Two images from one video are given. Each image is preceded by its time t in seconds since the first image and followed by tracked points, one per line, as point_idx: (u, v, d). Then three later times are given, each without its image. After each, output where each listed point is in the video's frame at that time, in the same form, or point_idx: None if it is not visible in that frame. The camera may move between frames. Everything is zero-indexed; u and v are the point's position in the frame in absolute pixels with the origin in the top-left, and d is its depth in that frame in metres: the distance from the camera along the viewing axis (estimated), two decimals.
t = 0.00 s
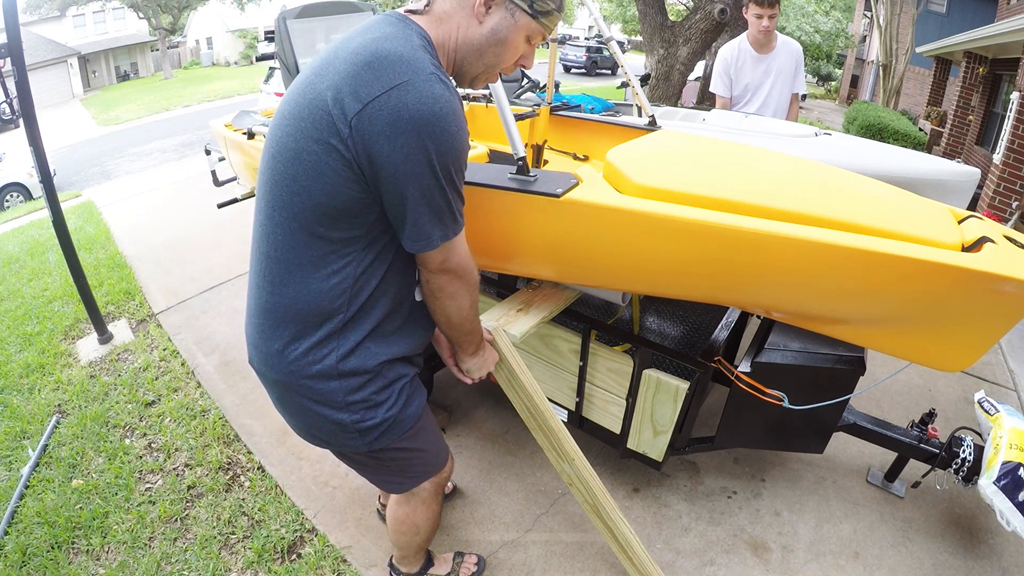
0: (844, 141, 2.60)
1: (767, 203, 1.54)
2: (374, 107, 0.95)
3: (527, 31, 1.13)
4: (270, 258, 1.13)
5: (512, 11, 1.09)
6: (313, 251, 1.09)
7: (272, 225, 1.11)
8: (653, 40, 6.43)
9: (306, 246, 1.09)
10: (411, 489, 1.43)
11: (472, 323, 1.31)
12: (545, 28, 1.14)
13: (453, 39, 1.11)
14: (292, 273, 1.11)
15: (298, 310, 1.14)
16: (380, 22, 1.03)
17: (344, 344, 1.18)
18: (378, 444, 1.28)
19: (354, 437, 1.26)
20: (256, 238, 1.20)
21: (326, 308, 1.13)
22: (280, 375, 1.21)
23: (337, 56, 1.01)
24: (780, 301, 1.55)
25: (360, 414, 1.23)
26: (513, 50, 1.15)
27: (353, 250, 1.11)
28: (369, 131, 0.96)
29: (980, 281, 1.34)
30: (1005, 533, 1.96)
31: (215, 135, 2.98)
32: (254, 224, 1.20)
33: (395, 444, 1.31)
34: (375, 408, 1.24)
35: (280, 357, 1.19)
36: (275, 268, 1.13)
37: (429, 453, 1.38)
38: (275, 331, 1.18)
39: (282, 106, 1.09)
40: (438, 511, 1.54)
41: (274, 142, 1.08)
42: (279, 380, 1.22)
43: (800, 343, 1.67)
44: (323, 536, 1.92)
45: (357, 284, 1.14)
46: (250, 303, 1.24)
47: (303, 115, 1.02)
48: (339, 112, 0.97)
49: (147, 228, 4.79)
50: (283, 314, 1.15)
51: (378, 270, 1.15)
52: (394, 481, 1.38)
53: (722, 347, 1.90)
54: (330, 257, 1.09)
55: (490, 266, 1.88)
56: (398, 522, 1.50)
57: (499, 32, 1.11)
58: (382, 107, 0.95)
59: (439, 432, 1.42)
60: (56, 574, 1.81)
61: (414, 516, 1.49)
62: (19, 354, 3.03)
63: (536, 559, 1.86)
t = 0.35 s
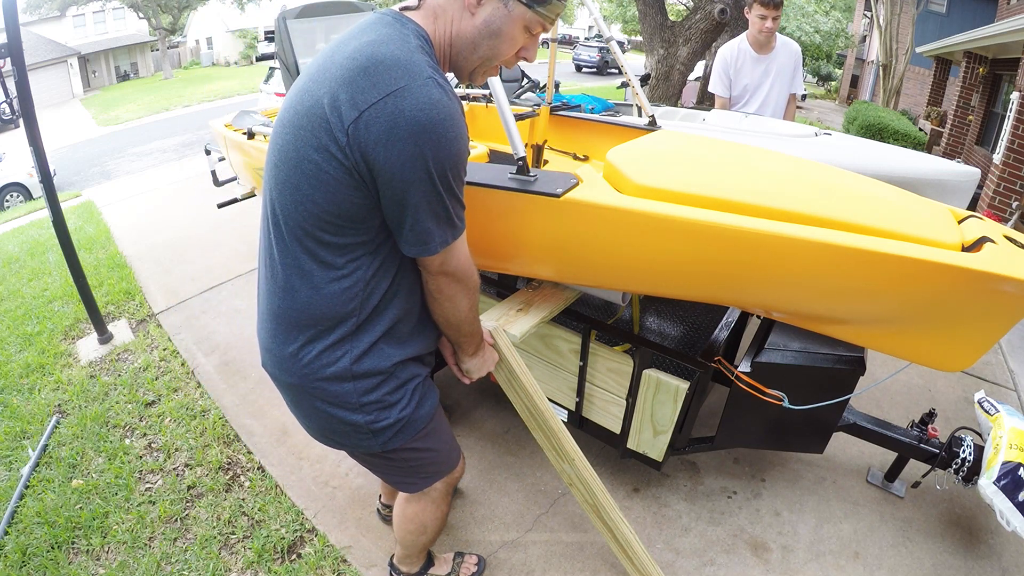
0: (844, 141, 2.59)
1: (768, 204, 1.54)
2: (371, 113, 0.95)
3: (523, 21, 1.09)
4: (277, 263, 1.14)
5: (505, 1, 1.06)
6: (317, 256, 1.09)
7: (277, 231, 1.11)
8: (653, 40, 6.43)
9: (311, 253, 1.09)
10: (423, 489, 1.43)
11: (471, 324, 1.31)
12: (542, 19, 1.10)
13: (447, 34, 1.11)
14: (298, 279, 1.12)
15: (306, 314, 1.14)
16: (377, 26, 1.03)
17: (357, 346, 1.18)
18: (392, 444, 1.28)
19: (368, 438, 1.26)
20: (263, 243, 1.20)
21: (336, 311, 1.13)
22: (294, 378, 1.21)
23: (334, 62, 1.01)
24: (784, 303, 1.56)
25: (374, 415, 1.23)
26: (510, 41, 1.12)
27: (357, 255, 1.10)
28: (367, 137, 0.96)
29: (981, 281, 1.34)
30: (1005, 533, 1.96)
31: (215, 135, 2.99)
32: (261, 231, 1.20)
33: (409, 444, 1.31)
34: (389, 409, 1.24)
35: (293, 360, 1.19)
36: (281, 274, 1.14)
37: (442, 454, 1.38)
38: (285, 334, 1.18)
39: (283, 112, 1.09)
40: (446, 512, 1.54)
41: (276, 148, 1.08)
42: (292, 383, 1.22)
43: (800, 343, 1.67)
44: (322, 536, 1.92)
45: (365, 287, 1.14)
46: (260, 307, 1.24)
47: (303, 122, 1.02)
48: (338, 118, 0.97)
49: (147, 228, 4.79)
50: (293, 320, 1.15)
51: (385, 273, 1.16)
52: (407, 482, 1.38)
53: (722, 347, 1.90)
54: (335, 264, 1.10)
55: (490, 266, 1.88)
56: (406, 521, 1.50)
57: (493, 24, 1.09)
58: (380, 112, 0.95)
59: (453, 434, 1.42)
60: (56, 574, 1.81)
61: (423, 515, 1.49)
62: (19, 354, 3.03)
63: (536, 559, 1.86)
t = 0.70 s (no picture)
0: (844, 142, 2.59)
1: (769, 204, 1.54)
2: (370, 115, 0.95)
3: (521, 18, 1.08)
4: (283, 266, 1.14)
5: None
6: (322, 258, 1.09)
7: (282, 233, 1.11)
8: (653, 40, 6.43)
9: (315, 255, 1.09)
10: (428, 489, 1.43)
11: (472, 323, 1.31)
12: (540, 17, 1.09)
13: (444, 30, 1.11)
14: (302, 281, 1.12)
15: (310, 315, 1.14)
16: (375, 27, 1.03)
17: (362, 346, 1.18)
18: (397, 444, 1.28)
19: (374, 438, 1.26)
20: (268, 246, 1.21)
21: (341, 313, 1.13)
22: (300, 378, 1.21)
23: (333, 64, 1.01)
24: (786, 304, 1.56)
25: (380, 415, 1.23)
26: (509, 39, 1.12)
27: (360, 256, 1.10)
28: (366, 140, 0.96)
29: (981, 280, 1.34)
30: (1005, 533, 1.96)
31: (216, 135, 3.00)
32: (267, 233, 1.21)
33: (415, 444, 1.31)
34: (394, 409, 1.24)
35: (299, 361, 1.19)
36: (287, 276, 1.14)
37: (447, 454, 1.38)
38: (290, 335, 1.18)
39: (285, 115, 1.09)
40: (450, 512, 1.53)
41: (278, 151, 1.08)
42: (298, 383, 1.22)
43: (800, 343, 1.67)
44: (323, 536, 1.92)
45: (369, 288, 1.14)
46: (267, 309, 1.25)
47: (305, 124, 1.02)
48: (338, 121, 0.97)
49: (147, 228, 4.79)
50: (298, 322, 1.16)
51: (390, 274, 1.16)
52: (411, 482, 1.39)
53: (722, 347, 1.90)
54: (339, 266, 1.10)
55: (490, 265, 1.88)
56: (409, 520, 1.50)
57: (491, 21, 1.09)
58: (378, 114, 0.95)
59: (458, 435, 1.43)
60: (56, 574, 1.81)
61: (427, 514, 1.49)
62: (19, 354, 3.03)
63: (536, 559, 1.86)
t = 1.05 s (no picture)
0: (844, 142, 2.59)
1: (770, 203, 1.54)
2: (372, 114, 0.95)
3: (522, 15, 1.08)
4: (287, 266, 1.15)
5: None
6: (326, 258, 1.09)
7: (287, 232, 1.11)
8: (653, 40, 6.43)
9: (319, 255, 1.09)
10: (430, 489, 1.43)
11: (472, 321, 1.31)
12: (542, 15, 1.08)
13: (445, 29, 1.11)
14: (306, 281, 1.12)
15: (314, 314, 1.14)
16: (377, 26, 1.03)
17: (366, 346, 1.17)
18: (400, 443, 1.28)
19: (377, 437, 1.26)
20: (272, 246, 1.21)
21: (345, 312, 1.13)
22: (304, 377, 1.21)
23: (335, 63, 1.01)
24: (788, 304, 1.56)
25: (383, 414, 1.23)
26: (510, 35, 1.12)
27: (364, 256, 1.10)
28: (368, 139, 0.96)
29: (982, 280, 1.34)
30: (1005, 533, 1.96)
31: (216, 135, 3.01)
32: (271, 234, 1.21)
33: (418, 444, 1.31)
34: (397, 408, 1.24)
35: (302, 360, 1.19)
36: (291, 275, 1.14)
37: (448, 454, 1.38)
38: (294, 334, 1.18)
39: (288, 115, 1.09)
40: (451, 512, 1.53)
41: (282, 151, 1.08)
42: (302, 383, 1.22)
43: (800, 343, 1.67)
44: (322, 536, 1.92)
45: (373, 288, 1.14)
46: (271, 309, 1.25)
47: (307, 124, 1.02)
48: (340, 121, 0.97)
49: (147, 228, 4.79)
50: (302, 321, 1.16)
51: (393, 273, 1.16)
52: (412, 481, 1.39)
53: (722, 347, 1.90)
54: (343, 265, 1.10)
55: (491, 265, 1.88)
56: (411, 519, 1.50)
57: (491, 19, 1.09)
58: (380, 113, 0.95)
59: (460, 434, 1.42)
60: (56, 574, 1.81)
61: (429, 514, 1.49)
62: (19, 354, 3.03)
63: (536, 559, 1.86)
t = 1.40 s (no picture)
0: (844, 142, 2.59)
1: (769, 203, 1.54)
2: (370, 113, 0.95)
3: (520, 10, 1.08)
4: (287, 265, 1.14)
5: None
6: (326, 257, 1.09)
7: (287, 232, 1.12)
8: (653, 40, 6.43)
9: (318, 255, 1.10)
10: (429, 489, 1.43)
11: (472, 320, 1.31)
12: (540, 10, 1.08)
13: (444, 27, 1.11)
14: (306, 280, 1.12)
15: (313, 313, 1.14)
16: (375, 26, 1.03)
17: (365, 345, 1.17)
18: (399, 443, 1.28)
19: (376, 437, 1.26)
20: (271, 246, 1.21)
21: (344, 311, 1.13)
22: (302, 376, 1.21)
23: (333, 63, 1.01)
24: (788, 304, 1.56)
25: (381, 414, 1.23)
26: (509, 32, 1.11)
27: (363, 256, 1.10)
28: (366, 138, 0.96)
29: (982, 280, 1.34)
30: (1005, 533, 1.96)
31: (216, 135, 3.01)
32: (271, 234, 1.21)
33: (417, 444, 1.31)
34: (396, 408, 1.24)
35: (301, 359, 1.19)
36: (290, 275, 1.14)
37: (448, 454, 1.38)
38: (293, 333, 1.18)
39: (287, 115, 1.09)
40: (451, 512, 1.53)
41: (281, 151, 1.08)
42: (301, 382, 1.22)
43: (800, 343, 1.67)
44: (322, 536, 1.92)
45: (372, 287, 1.14)
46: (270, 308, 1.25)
47: (306, 124, 1.02)
48: (339, 120, 0.98)
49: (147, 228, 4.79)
50: (302, 321, 1.16)
51: (393, 272, 1.16)
52: (411, 482, 1.39)
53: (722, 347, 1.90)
54: (342, 264, 1.10)
55: (491, 265, 1.88)
56: (410, 520, 1.50)
57: (489, 16, 1.09)
58: (378, 112, 0.95)
59: (459, 434, 1.42)
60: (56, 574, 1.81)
61: (428, 514, 1.49)
62: (19, 354, 3.03)
63: (536, 559, 1.86)
